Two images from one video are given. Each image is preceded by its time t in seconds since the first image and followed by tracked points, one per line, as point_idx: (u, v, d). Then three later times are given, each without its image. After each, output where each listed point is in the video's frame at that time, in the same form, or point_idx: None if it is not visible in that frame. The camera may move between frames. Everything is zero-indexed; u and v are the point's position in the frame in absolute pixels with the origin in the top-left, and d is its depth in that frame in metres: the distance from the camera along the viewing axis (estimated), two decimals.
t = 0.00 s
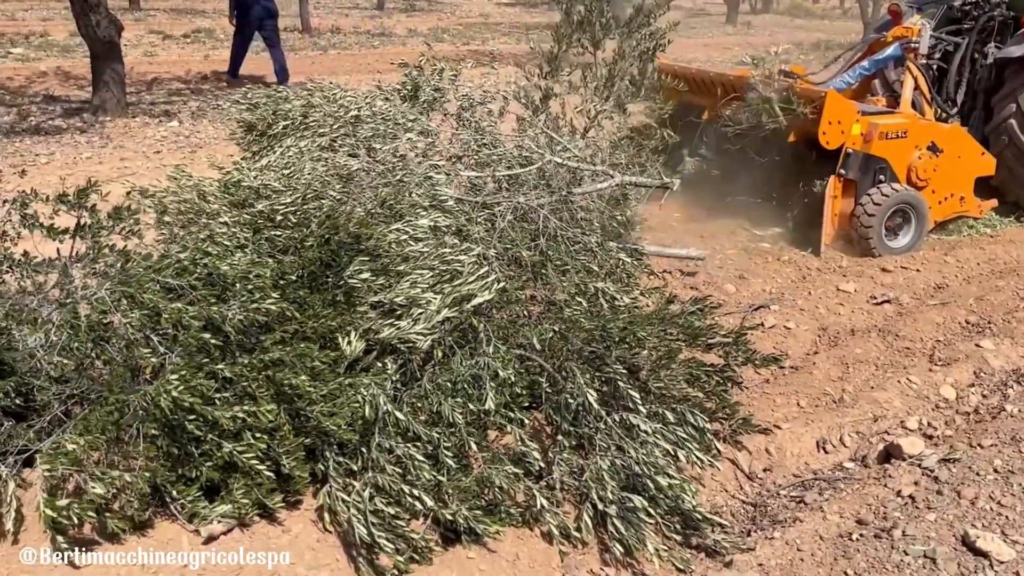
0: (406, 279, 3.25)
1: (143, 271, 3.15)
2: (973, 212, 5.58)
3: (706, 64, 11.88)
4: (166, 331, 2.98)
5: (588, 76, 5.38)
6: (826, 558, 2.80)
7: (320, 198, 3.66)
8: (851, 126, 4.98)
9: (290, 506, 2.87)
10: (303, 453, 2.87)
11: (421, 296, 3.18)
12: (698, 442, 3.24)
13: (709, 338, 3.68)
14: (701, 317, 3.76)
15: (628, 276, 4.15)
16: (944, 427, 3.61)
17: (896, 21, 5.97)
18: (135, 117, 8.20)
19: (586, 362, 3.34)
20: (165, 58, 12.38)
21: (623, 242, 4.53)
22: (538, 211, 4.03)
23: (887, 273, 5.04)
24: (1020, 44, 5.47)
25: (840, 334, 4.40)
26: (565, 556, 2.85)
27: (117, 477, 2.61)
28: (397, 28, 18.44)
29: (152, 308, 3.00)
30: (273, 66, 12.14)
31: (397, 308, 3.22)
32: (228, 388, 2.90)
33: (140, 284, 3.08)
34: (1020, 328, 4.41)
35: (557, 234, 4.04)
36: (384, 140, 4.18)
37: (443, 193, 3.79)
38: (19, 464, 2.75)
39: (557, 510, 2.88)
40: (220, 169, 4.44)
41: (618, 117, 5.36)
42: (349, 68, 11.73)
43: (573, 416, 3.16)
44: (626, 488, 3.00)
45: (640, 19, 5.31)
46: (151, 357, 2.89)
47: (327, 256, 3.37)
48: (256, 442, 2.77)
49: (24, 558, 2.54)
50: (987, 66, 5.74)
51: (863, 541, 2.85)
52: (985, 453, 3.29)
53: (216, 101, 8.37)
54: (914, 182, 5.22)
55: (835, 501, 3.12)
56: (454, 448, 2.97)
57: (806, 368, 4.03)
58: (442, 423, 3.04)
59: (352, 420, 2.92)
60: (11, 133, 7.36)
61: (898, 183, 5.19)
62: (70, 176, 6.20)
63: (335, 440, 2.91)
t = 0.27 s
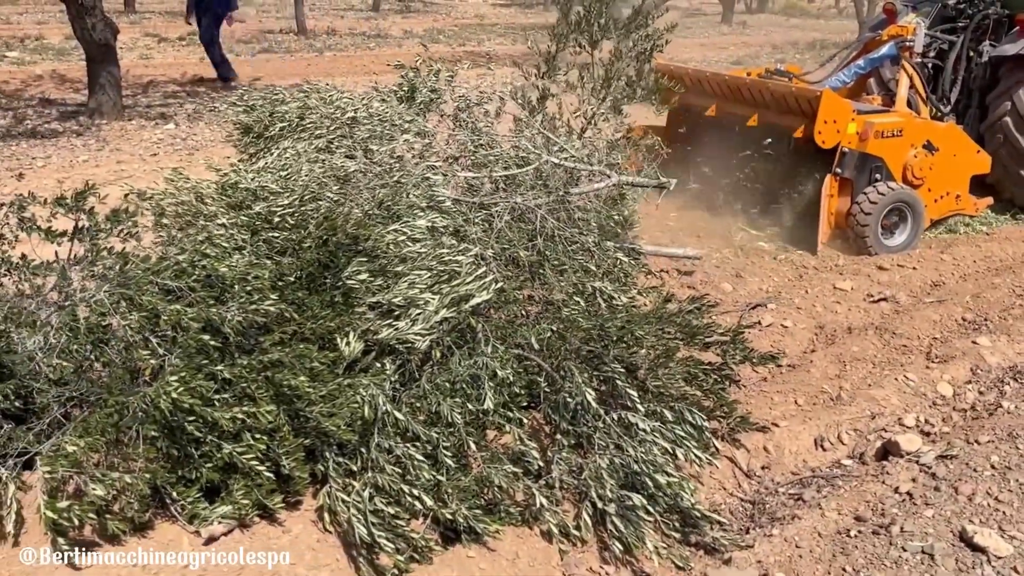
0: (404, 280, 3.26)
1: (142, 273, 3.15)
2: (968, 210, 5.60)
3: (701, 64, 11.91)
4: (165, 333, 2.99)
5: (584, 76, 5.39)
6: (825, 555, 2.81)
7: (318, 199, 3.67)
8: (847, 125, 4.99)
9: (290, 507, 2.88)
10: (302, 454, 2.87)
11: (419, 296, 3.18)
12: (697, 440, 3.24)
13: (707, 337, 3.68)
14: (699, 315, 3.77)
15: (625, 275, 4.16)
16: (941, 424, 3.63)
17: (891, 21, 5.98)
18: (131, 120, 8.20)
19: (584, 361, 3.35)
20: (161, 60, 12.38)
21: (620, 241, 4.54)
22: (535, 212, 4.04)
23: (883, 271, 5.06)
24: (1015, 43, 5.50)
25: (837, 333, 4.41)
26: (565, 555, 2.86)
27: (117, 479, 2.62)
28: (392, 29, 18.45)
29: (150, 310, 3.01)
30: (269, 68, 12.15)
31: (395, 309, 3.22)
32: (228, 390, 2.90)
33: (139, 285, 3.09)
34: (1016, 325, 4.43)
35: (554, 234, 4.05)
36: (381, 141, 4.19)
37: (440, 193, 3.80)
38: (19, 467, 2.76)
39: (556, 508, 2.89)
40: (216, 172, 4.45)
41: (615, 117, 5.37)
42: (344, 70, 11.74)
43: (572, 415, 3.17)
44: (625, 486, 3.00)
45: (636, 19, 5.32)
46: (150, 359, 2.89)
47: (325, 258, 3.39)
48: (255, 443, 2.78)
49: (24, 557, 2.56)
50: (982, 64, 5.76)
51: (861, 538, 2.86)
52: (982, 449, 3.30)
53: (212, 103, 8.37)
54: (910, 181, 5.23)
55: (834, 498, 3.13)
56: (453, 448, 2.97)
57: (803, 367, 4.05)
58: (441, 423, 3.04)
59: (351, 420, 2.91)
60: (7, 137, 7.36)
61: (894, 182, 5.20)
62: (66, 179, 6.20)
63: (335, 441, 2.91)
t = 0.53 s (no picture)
0: (381, 282, 3.23)
1: (117, 279, 3.11)
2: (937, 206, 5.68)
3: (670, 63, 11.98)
4: (142, 339, 2.95)
5: (558, 76, 5.40)
6: (806, 548, 2.84)
7: (294, 203, 3.65)
8: (817, 123, 5.05)
9: (271, 511, 2.87)
10: (283, 458, 2.86)
11: (397, 298, 3.16)
12: (677, 437, 3.25)
13: (686, 334, 3.70)
14: (676, 313, 3.80)
15: (602, 274, 4.18)
16: (916, 417, 3.69)
17: (858, 20, 6.11)
18: (97, 123, 8.09)
19: (564, 361, 3.34)
20: (126, 63, 12.23)
21: (596, 241, 4.55)
22: (512, 211, 4.04)
23: (855, 267, 5.11)
24: (981, 40, 5.60)
25: (811, 329, 4.46)
26: (549, 553, 2.86)
27: (96, 486, 2.58)
28: (360, 31, 18.38)
29: (126, 316, 2.98)
30: (235, 69, 12.07)
31: (374, 311, 3.20)
32: (206, 395, 2.86)
33: (115, 291, 3.06)
34: (987, 319, 4.50)
35: (531, 234, 4.05)
36: (354, 143, 4.18)
37: (416, 195, 3.76)
38: None
39: (539, 507, 2.89)
40: (188, 175, 4.41)
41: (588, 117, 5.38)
42: (313, 71, 11.67)
43: (553, 414, 3.17)
44: (607, 484, 3.02)
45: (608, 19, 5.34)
46: (127, 365, 2.86)
47: (303, 260, 3.36)
48: (235, 447, 2.77)
49: (23, 557, 2.54)
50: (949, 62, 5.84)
51: (842, 530, 2.89)
52: (957, 441, 3.35)
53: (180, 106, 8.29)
54: (880, 177, 5.30)
55: (813, 492, 3.15)
56: (434, 449, 2.97)
57: (779, 363, 4.09)
58: (422, 424, 3.03)
59: (332, 424, 2.89)
60: None
61: (864, 179, 5.28)
62: (33, 185, 6.12)
63: (315, 444, 2.89)
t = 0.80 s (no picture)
0: (331, 290, 3.22)
1: (58, 293, 3.03)
2: (872, 203, 5.83)
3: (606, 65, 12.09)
4: (85, 354, 2.87)
5: (500, 80, 5.41)
6: (761, 542, 2.89)
7: (236, 212, 3.58)
8: (756, 125, 5.14)
9: (224, 526, 2.82)
10: (236, 471, 2.81)
11: (348, 306, 3.15)
12: (632, 437, 3.28)
13: (637, 336, 3.74)
14: (626, 314, 3.83)
15: (551, 278, 4.20)
16: (861, 411, 3.78)
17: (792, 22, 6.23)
18: (21, 131, 7.86)
19: (517, 365, 3.35)
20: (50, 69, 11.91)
21: (543, 244, 4.57)
22: (460, 215, 4.03)
23: (796, 265, 5.22)
24: (910, 41, 5.77)
25: (756, 327, 4.54)
26: (509, 557, 2.86)
27: (41, 507, 2.54)
28: (292, 34, 18.18)
29: (69, 331, 2.90)
30: (166, 75, 11.85)
31: (324, 320, 3.17)
32: (155, 409, 2.79)
33: (56, 304, 2.98)
34: (924, 313, 4.63)
35: (480, 238, 4.05)
36: (296, 149, 4.14)
37: (362, 202, 3.75)
38: None
39: (498, 512, 2.89)
40: (123, 184, 4.31)
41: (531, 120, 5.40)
42: (246, 76, 11.51)
43: (508, 419, 3.17)
44: (565, 487, 3.03)
45: (549, 23, 5.37)
46: (71, 382, 2.78)
47: (249, 270, 3.28)
48: (187, 462, 2.71)
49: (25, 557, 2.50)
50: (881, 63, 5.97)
51: (795, 524, 2.94)
52: (901, 433, 3.44)
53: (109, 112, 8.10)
54: (818, 177, 5.41)
55: (765, 487, 3.21)
56: (389, 457, 2.97)
57: (726, 361, 4.15)
58: (376, 433, 3.01)
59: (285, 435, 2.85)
60: None
61: (802, 179, 5.39)
62: None
63: (269, 456, 2.85)
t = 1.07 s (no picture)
0: (226, 302, 3.12)
1: None
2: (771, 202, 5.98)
3: (510, 68, 12.15)
4: None
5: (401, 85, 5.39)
6: (665, 537, 2.92)
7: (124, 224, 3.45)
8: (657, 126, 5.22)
9: (116, 549, 2.72)
10: (128, 492, 2.71)
11: (244, 318, 3.06)
12: (538, 439, 3.29)
13: (542, 338, 3.76)
14: (531, 317, 3.84)
15: (456, 283, 4.18)
16: (762, 404, 3.87)
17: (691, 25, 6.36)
18: None
19: (421, 371, 3.31)
20: None
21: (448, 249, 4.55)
22: (360, 222, 3.99)
23: (699, 263, 5.32)
24: (805, 43, 5.93)
25: (661, 325, 4.61)
26: (415, 566, 2.83)
27: None
28: (188, 39, 17.74)
29: None
30: (55, 82, 11.43)
31: (219, 332, 3.08)
32: (38, 431, 2.65)
33: None
34: (821, 307, 4.77)
35: (382, 245, 4.01)
36: (188, 157, 4.03)
37: (259, 210, 3.69)
38: None
39: (403, 521, 2.86)
40: (4, 196, 4.13)
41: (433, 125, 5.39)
42: (139, 82, 11.18)
43: (413, 426, 3.14)
44: (471, 492, 3.01)
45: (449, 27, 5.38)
46: None
47: (139, 283, 3.15)
48: (74, 485, 2.59)
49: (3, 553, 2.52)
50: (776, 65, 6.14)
51: (698, 518, 2.98)
52: (800, 424, 3.53)
53: None
54: (718, 176, 5.52)
55: (670, 483, 3.25)
56: (291, 471, 2.90)
57: (632, 359, 4.19)
58: (276, 446, 2.95)
59: (180, 453, 2.76)
60: None
61: (703, 179, 5.48)
62: None
63: (163, 474, 2.76)
